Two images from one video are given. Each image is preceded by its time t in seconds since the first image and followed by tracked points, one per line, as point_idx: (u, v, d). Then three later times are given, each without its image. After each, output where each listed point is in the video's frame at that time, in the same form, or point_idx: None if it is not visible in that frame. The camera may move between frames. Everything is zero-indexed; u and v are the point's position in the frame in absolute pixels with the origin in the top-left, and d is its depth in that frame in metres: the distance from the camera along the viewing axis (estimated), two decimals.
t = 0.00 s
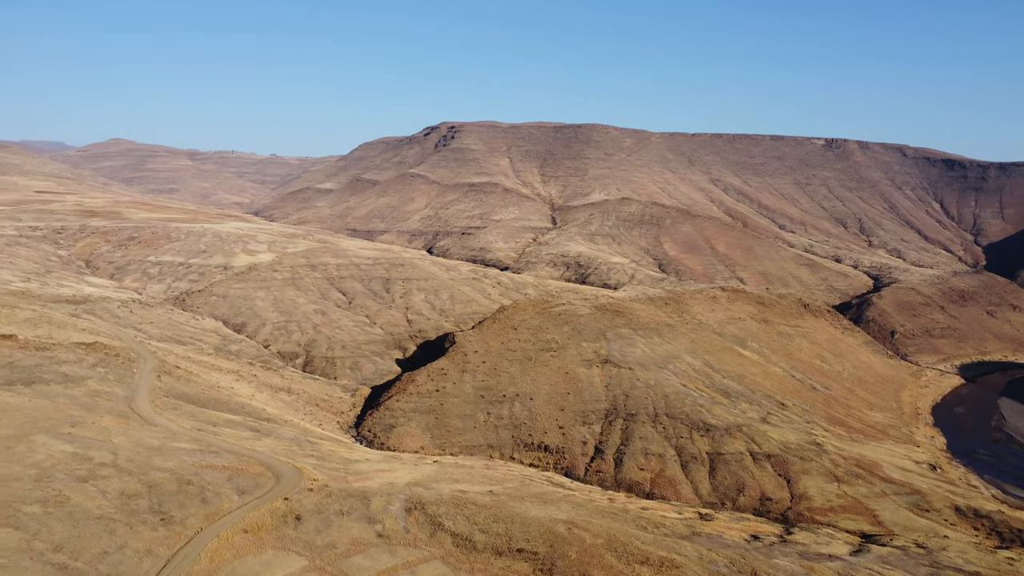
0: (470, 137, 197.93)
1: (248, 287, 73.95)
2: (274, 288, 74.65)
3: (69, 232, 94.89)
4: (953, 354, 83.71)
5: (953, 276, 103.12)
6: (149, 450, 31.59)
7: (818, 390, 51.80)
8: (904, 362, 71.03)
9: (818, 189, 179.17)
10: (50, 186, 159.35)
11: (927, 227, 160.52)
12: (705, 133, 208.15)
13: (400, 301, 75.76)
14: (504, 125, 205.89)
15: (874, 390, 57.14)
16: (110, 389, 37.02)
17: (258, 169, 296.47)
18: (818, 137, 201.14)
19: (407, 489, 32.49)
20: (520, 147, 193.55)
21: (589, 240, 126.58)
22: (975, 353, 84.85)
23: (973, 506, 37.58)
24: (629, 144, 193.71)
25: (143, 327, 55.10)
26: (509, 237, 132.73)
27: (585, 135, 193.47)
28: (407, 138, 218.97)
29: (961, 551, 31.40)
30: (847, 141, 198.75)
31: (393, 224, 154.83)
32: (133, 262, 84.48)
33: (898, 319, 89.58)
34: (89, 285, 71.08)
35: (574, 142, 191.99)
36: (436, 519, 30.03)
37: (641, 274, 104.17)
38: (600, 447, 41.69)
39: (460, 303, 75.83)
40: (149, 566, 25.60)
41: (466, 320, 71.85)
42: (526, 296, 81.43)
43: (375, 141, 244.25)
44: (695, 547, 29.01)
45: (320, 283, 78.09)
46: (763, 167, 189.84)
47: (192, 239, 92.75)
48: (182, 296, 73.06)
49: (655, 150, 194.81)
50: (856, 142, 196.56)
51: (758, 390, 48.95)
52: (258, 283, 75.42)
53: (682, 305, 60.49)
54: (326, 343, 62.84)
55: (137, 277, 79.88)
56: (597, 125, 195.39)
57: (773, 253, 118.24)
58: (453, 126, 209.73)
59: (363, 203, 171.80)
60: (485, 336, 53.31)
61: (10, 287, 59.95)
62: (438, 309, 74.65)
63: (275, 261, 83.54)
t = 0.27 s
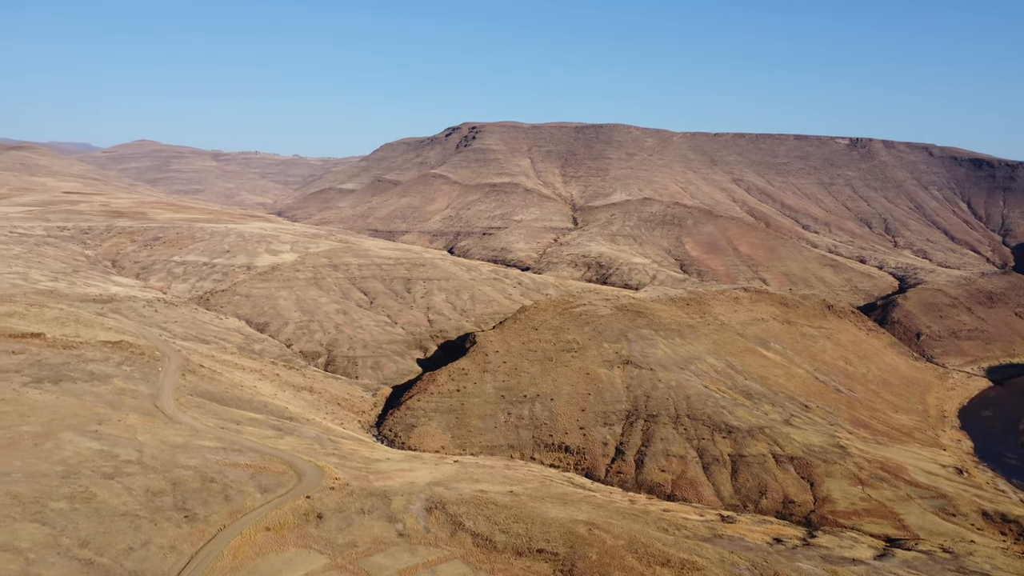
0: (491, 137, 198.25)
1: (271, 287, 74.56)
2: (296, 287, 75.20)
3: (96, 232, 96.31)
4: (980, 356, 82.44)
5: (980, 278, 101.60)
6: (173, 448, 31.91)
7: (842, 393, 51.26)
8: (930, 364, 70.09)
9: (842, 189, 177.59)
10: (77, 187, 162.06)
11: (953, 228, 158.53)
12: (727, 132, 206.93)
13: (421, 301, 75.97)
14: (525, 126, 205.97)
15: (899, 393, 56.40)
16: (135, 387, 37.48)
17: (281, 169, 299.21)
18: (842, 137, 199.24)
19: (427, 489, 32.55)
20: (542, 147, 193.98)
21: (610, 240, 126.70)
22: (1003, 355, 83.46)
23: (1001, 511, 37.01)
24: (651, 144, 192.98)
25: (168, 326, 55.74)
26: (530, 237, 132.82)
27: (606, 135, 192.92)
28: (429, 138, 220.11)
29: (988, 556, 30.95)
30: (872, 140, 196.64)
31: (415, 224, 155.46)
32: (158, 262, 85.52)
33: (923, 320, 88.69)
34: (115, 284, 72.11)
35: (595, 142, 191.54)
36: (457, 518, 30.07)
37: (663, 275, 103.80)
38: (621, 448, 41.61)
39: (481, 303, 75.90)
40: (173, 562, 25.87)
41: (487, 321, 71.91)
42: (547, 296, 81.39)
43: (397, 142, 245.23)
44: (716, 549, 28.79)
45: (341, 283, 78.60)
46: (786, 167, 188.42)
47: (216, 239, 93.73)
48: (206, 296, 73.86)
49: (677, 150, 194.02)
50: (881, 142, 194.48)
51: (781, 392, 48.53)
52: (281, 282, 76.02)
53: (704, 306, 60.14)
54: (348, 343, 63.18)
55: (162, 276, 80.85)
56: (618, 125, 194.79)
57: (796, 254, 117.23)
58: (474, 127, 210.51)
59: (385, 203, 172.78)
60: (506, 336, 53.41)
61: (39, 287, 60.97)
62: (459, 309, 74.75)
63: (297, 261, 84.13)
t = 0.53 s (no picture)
0: (512, 137, 198.55)
1: (293, 287, 75.17)
2: (318, 287, 75.73)
3: (122, 232, 97.70)
4: (1009, 359, 81.05)
5: (1009, 279, 100.00)
6: (197, 446, 32.23)
7: (867, 395, 50.71)
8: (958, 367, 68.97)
9: (867, 189, 175.90)
10: (103, 188, 164.61)
11: (981, 228, 156.40)
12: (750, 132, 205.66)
13: (442, 301, 76.17)
14: (547, 126, 205.98)
15: (924, 395, 55.62)
16: (160, 385, 37.90)
17: (303, 170, 301.71)
18: (867, 136, 197.21)
19: (448, 488, 32.62)
20: (563, 147, 194.09)
21: (631, 240, 126.73)
22: None
23: None
24: (673, 143, 192.05)
25: (193, 325, 56.37)
26: (551, 237, 132.92)
27: (628, 135, 192.31)
28: (450, 139, 221.16)
29: (1016, 562, 30.47)
30: (898, 140, 194.35)
31: (436, 224, 155.98)
32: (183, 261, 86.55)
33: (950, 322, 87.67)
34: (140, 284, 73.09)
35: (616, 142, 191.04)
36: (477, 518, 30.09)
37: (684, 275, 103.49)
38: (642, 449, 41.52)
39: (502, 303, 75.95)
40: (196, 559, 26.11)
41: (508, 321, 71.94)
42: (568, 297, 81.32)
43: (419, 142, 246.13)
44: (738, 552, 28.56)
45: (363, 283, 79.07)
46: (810, 167, 186.94)
47: (239, 239, 94.67)
48: (230, 295, 74.65)
49: (699, 150, 193.20)
50: (907, 141, 192.18)
51: (804, 394, 48.12)
52: (303, 282, 76.62)
53: (726, 307, 59.77)
54: (369, 342, 63.51)
55: (186, 276, 81.82)
56: (640, 125, 194.18)
57: (820, 254, 116.25)
58: (495, 127, 211.22)
59: (406, 203, 173.73)
60: (527, 336, 53.56)
61: (66, 286, 62.01)
62: (480, 309, 74.85)
63: (319, 261, 84.71)
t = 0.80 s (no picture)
0: (534, 138, 198.69)
1: (315, 287, 75.73)
2: (339, 287, 76.21)
3: (148, 232, 99.03)
4: None
5: None
6: (221, 444, 32.51)
7: (892, 397, 50.07)
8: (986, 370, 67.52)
9: (892, 189, 174.15)
10: (129, 188, 166.95)
11: (1010, 228, 154.16)
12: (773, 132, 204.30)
13: (463, 301, 76.33)
14: (568, 126, 205.78)
15: (951, 398, 54.78)
16: (184, 383, 38.27)
17: (326, 171, 303.99)
18: (892, 135, 195.00)
19: (468, 488, 32.66)
20: (584, 147, 193.91)
21: (653, 240, 126.46)
22: None
23: None
24: (695, 143, 191.06)
25: (216, 324, 56.92)
26: (572, 237, 132.86)
27: (650, 135, 191.49)
28: (471, 139, 222.02)
29: None
30: (924, 139, 191.89)
31: (457, 224, 156.37)
32: (207, 261, 87.50)
33: (977, 323, 86.63)
34: (166, 283, 74.04)
35: (638, 142, 190.34)
36: (497, 518, 30.12)
37: (706, 276, 103.01)
38: (663, 450, 41.42)
39: (522, 303, 75.98)
40: (220, 556, 26.36)
41: (528, 321, 71.92)
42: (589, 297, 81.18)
43: (440, 142, 246.84)
44: (760, 554, 28.33)
45: (383, 283, 79.45)
46: (834, 166, 185.31)
47: (262, 239, 95.50)
48: (253, 295, 75.36)
49: (721, 150, 192.14)
50: (934, 140, 189.72)
51: (828, 396, 47.67)
52: (325, 283, 77.14)
53: (749, 308, 59.36)
54: (390, 342, 63.79)
55: (210, 275, 82.71)
56: (662, 125, 193.32)
57: (844, 255, 115.22)
58: (517, 126, 211.51)
59: (428, 204, 174.49)
60: (547, 336, 53.79)
61: (93, 285, 62.98)
62: (501, 309, 74.92)
63: (341, 262, 85.32)
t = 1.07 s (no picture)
0: (555, 138, 198.70)
1: (336, 287, 76.26)
2: (361, 288, 76.65)
3: (173, 232, 100.30)
4: None
5: None
6: (244, 442, 32.79)
7: (917, 399, 49.40)
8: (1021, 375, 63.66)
9: (918, 188, 172.14)
10: (154, 189, 169.21)
11: None
12: (796, 131, 202.75)
13: (484, 301, 76.44)
14: (589, 126, 205.52)
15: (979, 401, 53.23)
16: (207, 381, 38.65)
17: (348, 171, 306.11)
18: (918, 134, 192.54)
19: (488, 488, 32.69)
20: (605, 147, 193.49)
21: (674, 241, 126.04)
22: None
23: None
24: (717, 143, 189.89)
25: (239, 323, 57.47)
26: (592, 237, 132.65)
27: (671, 135, 190.60)
28: (492, 140, 222.66)
29: None
30: (951, 138, 189.16)
31: (478, 224, 156.67)
32: (231, 261, 88.42)
33: (1006, 325, 85.26)
34: (190, 283, 74.93)
35: (660, 142, 189.48)
36: (517, 518, 30.10)
37: (728, 276, 102.35)
38: (684, 452, 41.31)
39: (543, 304, 75.94)
40: (242, 553, 26.56)
41: (549, 321, 71.85)
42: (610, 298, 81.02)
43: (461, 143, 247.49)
44: (782, 557, 28.08)
45: (404, 283, 79.78)
46: (858, 166, 183.58)
47: (284, 239, 96.33)
48: (275, 295, 76.02)
49: (744, 149, 190.95)
50: (961, 139, 187.00)
51: (852, 397, 47.20)
52: (347, 283, 77.64)
53: (771, 309, 58.94)
54: (411, 342, 64.04)
55: (234, 275, 83.55)
56: (684, 125, 192.42)
57: (869, 256, 114.10)
58: (537, 127, 211.65)
59: (449, 204, 175.07)
60: (568, 337, 54.01)
61: (119, 285, 63.89)
62: (521, 309, 74.94)
63: (363, 262, 85.88)
